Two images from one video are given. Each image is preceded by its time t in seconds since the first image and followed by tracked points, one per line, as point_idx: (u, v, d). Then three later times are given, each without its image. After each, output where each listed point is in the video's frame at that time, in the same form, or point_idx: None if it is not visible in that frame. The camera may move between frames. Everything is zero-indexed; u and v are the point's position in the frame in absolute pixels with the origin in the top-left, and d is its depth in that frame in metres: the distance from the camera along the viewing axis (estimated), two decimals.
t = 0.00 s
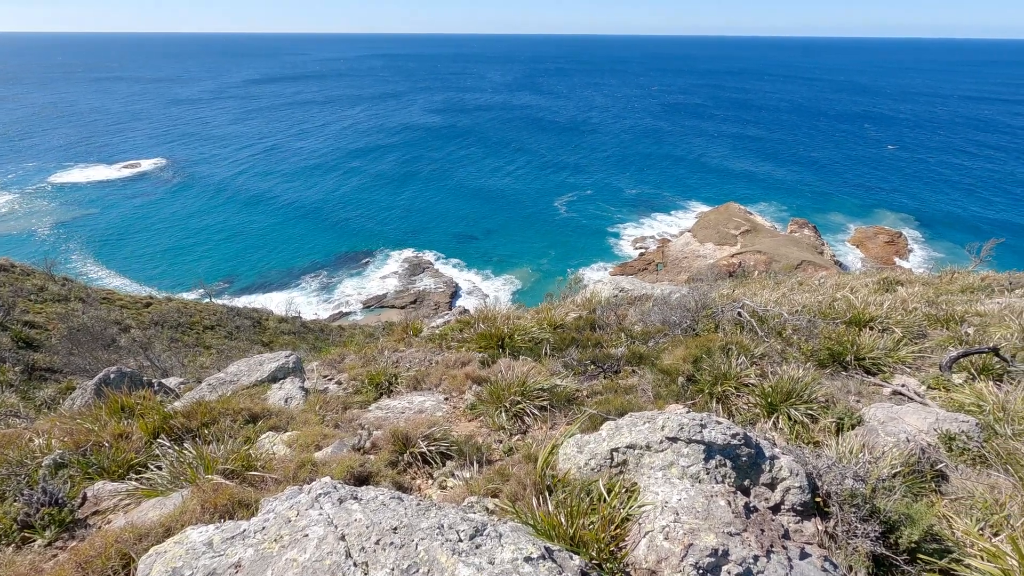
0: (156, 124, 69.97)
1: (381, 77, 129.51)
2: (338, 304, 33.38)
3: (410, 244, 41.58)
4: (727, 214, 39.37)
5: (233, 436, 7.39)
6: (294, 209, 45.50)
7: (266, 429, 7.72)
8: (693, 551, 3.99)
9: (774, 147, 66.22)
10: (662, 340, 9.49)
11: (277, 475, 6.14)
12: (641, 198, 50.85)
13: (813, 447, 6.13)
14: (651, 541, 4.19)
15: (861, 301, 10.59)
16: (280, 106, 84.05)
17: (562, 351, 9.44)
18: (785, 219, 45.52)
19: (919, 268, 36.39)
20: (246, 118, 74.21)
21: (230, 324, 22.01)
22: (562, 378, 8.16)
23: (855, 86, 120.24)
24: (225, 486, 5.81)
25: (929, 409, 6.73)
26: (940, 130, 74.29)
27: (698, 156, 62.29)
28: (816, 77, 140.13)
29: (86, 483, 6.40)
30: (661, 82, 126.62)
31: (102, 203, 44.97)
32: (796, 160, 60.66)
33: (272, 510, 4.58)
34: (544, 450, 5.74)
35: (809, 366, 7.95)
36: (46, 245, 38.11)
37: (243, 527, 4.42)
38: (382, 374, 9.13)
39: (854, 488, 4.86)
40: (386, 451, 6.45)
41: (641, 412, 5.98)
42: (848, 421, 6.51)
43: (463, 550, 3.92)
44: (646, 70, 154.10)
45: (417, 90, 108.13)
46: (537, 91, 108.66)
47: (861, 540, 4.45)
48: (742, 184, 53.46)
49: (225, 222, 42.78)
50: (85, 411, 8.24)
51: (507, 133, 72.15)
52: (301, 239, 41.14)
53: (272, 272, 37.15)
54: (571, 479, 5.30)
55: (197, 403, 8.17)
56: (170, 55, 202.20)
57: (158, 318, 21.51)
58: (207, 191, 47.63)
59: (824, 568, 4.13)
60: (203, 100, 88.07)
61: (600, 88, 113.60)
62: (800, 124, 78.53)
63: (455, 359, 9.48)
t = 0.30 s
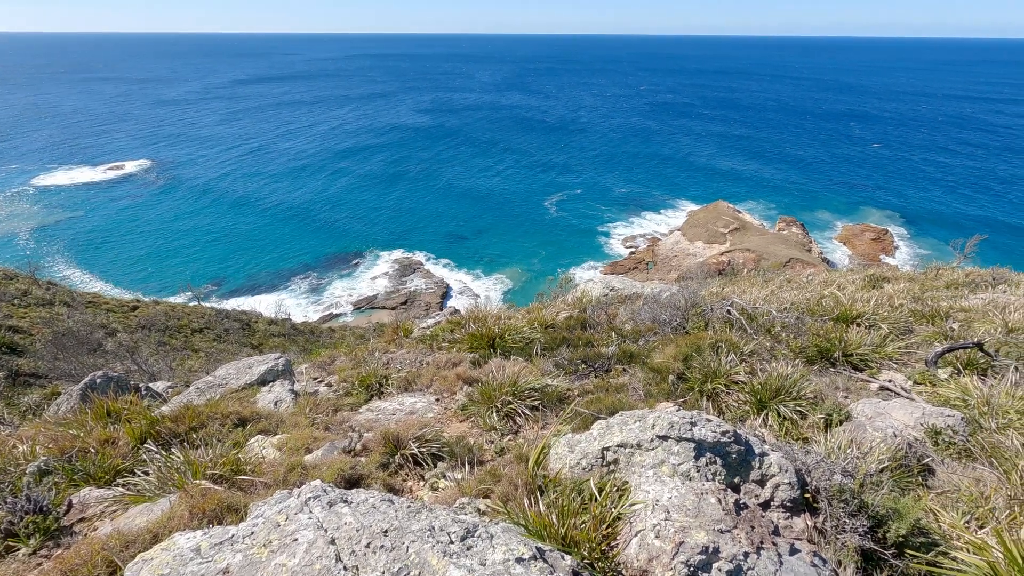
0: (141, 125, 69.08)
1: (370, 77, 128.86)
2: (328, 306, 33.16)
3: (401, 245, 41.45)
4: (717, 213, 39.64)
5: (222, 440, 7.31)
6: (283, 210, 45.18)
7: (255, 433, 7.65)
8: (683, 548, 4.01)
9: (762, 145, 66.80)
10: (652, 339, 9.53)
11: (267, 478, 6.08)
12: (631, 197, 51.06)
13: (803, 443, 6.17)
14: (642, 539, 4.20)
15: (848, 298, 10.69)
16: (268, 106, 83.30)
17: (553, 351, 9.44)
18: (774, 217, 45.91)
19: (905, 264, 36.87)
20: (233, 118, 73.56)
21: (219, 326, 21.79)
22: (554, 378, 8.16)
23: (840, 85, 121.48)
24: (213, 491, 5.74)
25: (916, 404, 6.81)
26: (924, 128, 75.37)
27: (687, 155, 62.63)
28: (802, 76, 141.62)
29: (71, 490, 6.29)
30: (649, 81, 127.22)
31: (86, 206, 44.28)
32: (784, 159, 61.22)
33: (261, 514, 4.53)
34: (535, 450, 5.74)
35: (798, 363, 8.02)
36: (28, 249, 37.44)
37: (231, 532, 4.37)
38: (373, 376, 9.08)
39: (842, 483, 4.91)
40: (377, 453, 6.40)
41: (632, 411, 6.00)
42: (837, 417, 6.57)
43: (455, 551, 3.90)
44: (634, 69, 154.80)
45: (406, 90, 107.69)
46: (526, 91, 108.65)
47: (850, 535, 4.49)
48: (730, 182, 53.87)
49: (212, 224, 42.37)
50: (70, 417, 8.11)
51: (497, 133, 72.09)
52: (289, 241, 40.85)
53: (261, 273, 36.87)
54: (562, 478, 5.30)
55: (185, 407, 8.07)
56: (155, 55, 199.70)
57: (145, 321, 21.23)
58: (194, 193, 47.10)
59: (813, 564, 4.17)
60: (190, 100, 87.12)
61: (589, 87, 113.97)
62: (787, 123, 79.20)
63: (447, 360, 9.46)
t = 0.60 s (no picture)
0: (128, 126, 68.29)
1: (359, 78, 128.28)
2: (319, 307, 33.00)
3: (392, 246, 41.35)
4: (707, 212, 39.87)
5: (211, 443, 7.26)
6: (272, 212, 44.95)
7: (244, 436, 7.58)
8: (673, 546, 4.01)
9: (751, 145, 67.30)
10: (642, 337, 9.57)
11: (256, 481, 6.03)
12: (622, 196, 51.24)
13: (792, 440, 6.21)
14: (631, 537, 4.21)
15: (836, 295, 10.79)
16: (257, 108, 82.68)
17: (544, 351, 9.44)
18: (763, 216, 46.26)
19: (893, 262, 37.30)
20: (221, 120, 72.96)
21: (208, 329, 21.60)
22: (545, 378, 8.15)
23: (827, 85, 122.61)
24: (201, 495, 5.69)
25: (903, 400, 6.88)
26: (909, 127, 76.31)
27: (677, 155, 62.95)
28: (789, 76, 142.93)
29: (56, 496, 6.20)
30: (638, 81, 127.85)
31: (70, 210, 43.74)
32: (772, 158, 61.71)
33: (249, 518, 4.49)
34: (525, 449, 5.74)
35: (786, 360, 8.09)
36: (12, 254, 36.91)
37: (218, 536, 4.33)
38: (363, 378, 9.05)
39: (830, 479, 4.96)
40: (367, 455, 6.37)
41: (622, 410, 6.01)
42: (825, 413, 6.62)
43: (443, 552, 3.89)
44: (624, 69, 155.35)
45: (396, 91, 107.33)
46: (517, 91, 108.75)
47: (837, 530, 4.55)
48: (720, 182, 54.22)
49: (201, 227, 42.05)
50: (56, 422, 8.00)
51: (488, 133, 72.11)
52: (279, 243, 40.60)
53: (251, 275, 36.65)
54: (552, 478, 5.29)
55: (172, 410, 7.99)
56: (142, 56, 197.79)
57: (133, 324, 21.02)
58: (181, 196, 46.70)
59: (800, 559, 4.20)
60: (177, 102, 86.32)
61: (579, 88, 114.29)
62: (775, 123, 79.80)
63: (437, 361, 9.44)
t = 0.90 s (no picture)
0: (117, 128, 67.72)
1: (350, 79, 127.89)
2: (312, 309, 32.86)
3: (385, 247, 41.29)
4: (699, 212, 40.08)
5: (201, 447, 7.21)
6: (264, 214, 44.82)
7: (235, 440, 7.54)
8: (663, 544, 4.03)
9: (742, 145, 67.70)
10: (634, 337, 9.60)
11: (247, 485, 6.00)
12: (615, 196, 51.40)
13: (781, 438, 6.26)
14: (622, 536, 4.22)
15: (826, 294, 10.87)
16: (248, 109, 82.21)
17: (536, 351, 9.45)
18: (755, 216, 46.54)
19: (883, 260, 37.65)
20: (212, 121, 72.52)
21: (200, 332, 21.47)
22: (537, 378, 8.16)
23: (817, 85, 123.57)
24: (191, 499, 5.65)
25: (891, 397, 6.95)
26: (898, 127, 77.08)
27: (670, 155, 63.20)
28: (778, 76, 144.06)
29: (45, 502, 6.14)
30: (630, 81, 128.31)
31: (58, 212, 43.34)
32: (764, 158, 62.10)
33: (238, 522, 4.46)
34: (517, 450, 5.74)
35: (777, 359, 8.14)
36: None
37: (207, 540, 4.30)
38: (356, 380, 9.02)
39: (818, 476, 5.01)
40: (359, 457, 6.34)
41: (613, 409, 6.03)
42: (814, 411, 6.68)
43: (434, 553, 3.89)
44: (615, 70, 155.83)
45: (387, 92, 107.10)
46: (509, 92, 108.85)
47: (826, 526, 4.59)
48: (712, 181, 54.52)
49: (191, 229, 41.84)
50: (44, 427, 7.93)
51: (480, 134, 72.11)
52: (271, 244, 40.49)
53: (243, 277, 36.55)
54: (544, 478, 5.30)
55: (162, 415, 7.92)
56: (133, 57, 196.61)
57: (123, 328, 20.85)
58: (171, 198, 46.43)
59: (790, 557, 4.22)
60: (168, 103, 85.77)
61: (570, 88, 114.60)
62: (766, 123, 80.32)
63: (430, 362, 9.43)
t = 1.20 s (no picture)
0: (106, 129, 67.12)
1: (342, 79, 127.43)
2: (305, 311, 32.70)
3: (378, 248, 41.19)
4: (691, 211, 40.26)
5: (193, 450, 7.15)
6: (256, 215, 44.69)
7: (227, 442, 7.50)
8: (654, 543, 4.05)
9: (734, 144, 68.02)
10: (627, 336, 9.62)
11: (238, 488, 5.96)
12: (608, 196, 51.52)
13: (773, 435, 6.30)
14: (614, 536, 4.23)
15: (817, 292, 10.94)
16: (239, 110, 81.65)
17: (529, 352, 9.45)
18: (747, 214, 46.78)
19: (874, 258, 37.94)
20: (202, 122, 72.03)
21: (191, 334, 21.32)
22: (530, 378, 8.16)
23: (807, 84, 124.24)
24: (182, 504, 5.61)
25: (881, 394, 7.01)
26: (887, 125, 77.71)
27: (662, 155, 63.39)
28: (769, 75, 144.99)
29: (33, 507, 6.08)
30: (622, 81, 128.66)
31: (47, 214, 42.98)
32: (755, 157, 62.43)
33: (228, 526, 4.44)
34: (510, 449, 5.74)
35: (768, 357, 8.19)
36: None
37: (197, 545, 4.27)
38: (348, 382, 8.99)
39: (808, 473, 5.04)
40: (352, 459, 6.32)
41: (605, 409, 6.04)
42: (805, 409, 6.73)
43: (426, 555, 3.88)
44: (607, 70, 156.22)
45: (379, 91, 106.81)
46: (501, 92, 108.75)
47: (816, 523, 4.62)
48: (704, 180, 54.77)
49: (182, 230, 41.64)
50: (32, 431, 7.85)
51: (473, 134, 72.04)
52: (263, 246, 40.30)
53: (234, 278, 36.45)
54: (536, 478, 5.30)
55: (152, 418, 7.84)
56: (122, 57, 194.67)
57: (114, 331, 20.67)
58: (162, 199, 46.15)
59: (780, 553, 4.24)
60: (157, 104, 85.05)
61: (563, 88, 114.81)
62: (758, 122, 80.72)
63: (423, 363, 9.41)
